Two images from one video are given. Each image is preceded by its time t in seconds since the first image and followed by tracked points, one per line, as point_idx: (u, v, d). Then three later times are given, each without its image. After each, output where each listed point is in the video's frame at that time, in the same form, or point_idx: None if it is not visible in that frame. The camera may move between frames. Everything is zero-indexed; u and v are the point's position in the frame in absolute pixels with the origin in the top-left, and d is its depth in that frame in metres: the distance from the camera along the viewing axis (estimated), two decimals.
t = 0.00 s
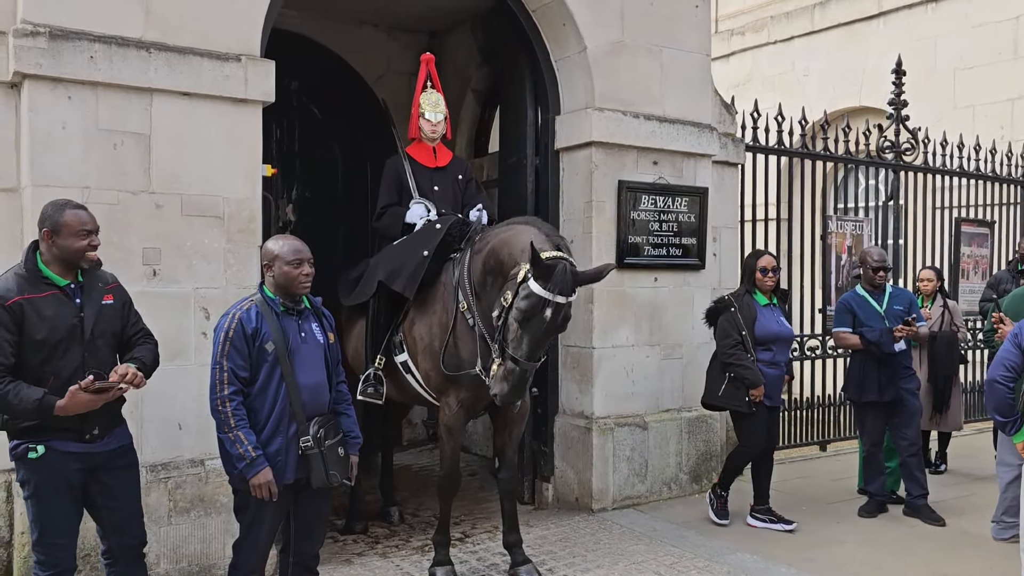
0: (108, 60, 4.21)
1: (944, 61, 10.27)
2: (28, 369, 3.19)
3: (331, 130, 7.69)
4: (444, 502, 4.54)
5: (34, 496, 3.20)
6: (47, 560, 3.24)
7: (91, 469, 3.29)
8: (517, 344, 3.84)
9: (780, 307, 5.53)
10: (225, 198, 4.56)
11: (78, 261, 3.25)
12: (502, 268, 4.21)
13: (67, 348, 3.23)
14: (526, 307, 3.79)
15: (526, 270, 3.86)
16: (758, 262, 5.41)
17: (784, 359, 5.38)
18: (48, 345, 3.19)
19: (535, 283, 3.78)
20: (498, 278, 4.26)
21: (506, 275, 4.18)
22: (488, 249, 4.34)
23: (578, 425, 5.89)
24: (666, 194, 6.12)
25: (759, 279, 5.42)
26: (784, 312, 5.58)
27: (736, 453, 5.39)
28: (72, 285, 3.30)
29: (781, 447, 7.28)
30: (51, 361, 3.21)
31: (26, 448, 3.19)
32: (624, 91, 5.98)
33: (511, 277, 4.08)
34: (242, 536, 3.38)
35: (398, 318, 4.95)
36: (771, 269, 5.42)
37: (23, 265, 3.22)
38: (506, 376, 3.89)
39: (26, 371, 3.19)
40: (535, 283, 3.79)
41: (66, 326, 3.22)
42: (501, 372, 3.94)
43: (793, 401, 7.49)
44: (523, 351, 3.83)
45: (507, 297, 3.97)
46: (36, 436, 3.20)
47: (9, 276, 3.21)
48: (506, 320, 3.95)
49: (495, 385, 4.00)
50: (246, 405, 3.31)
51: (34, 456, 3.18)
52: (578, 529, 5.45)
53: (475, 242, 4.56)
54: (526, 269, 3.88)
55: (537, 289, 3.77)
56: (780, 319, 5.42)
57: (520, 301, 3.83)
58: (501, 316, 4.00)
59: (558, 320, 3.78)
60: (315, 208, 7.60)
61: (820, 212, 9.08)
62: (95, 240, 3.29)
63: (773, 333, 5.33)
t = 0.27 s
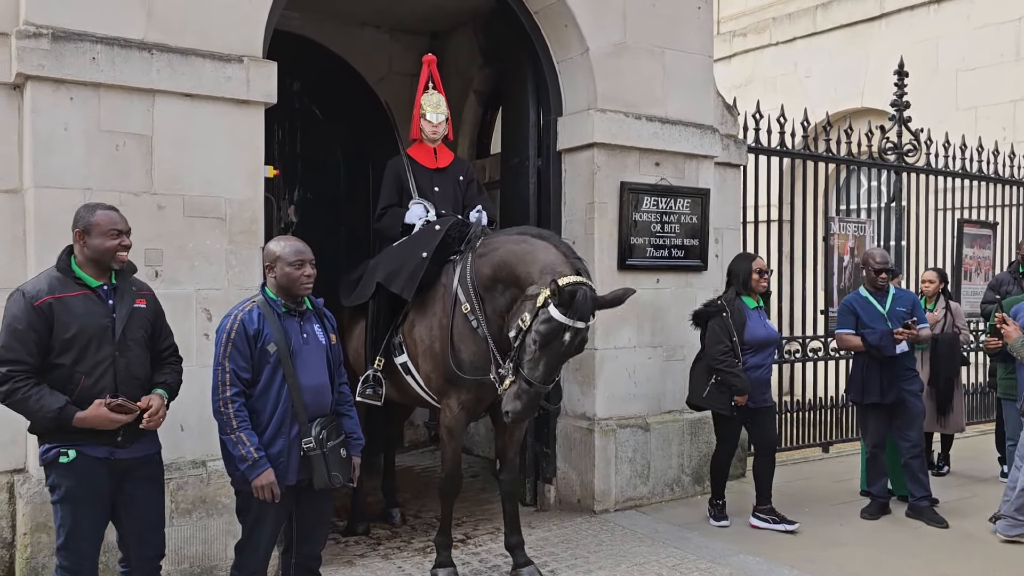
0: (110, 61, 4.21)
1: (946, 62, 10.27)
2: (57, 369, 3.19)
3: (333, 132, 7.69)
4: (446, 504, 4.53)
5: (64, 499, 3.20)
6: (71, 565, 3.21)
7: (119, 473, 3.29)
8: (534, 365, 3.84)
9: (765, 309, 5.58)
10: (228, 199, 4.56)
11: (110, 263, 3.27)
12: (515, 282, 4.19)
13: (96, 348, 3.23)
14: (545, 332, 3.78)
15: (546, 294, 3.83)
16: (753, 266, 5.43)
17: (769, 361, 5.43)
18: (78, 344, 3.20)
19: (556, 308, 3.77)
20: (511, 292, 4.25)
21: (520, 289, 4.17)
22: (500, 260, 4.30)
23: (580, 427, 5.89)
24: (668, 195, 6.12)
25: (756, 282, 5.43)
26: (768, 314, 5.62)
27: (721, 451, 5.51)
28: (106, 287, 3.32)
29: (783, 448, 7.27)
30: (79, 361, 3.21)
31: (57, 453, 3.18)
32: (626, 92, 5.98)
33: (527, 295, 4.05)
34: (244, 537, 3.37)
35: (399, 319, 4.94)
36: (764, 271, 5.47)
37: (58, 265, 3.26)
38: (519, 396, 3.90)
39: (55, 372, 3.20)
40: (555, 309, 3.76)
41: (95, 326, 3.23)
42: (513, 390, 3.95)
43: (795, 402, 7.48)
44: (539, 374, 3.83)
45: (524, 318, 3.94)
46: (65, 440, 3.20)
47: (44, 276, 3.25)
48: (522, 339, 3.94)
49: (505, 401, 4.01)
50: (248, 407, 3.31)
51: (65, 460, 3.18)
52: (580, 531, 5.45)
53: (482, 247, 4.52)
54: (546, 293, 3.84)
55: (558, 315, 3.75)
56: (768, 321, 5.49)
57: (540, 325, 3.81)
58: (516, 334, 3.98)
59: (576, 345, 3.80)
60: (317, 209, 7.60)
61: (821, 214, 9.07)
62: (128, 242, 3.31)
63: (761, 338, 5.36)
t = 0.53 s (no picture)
0: (110, 62, 4.21)
1: (948, 63, 10.26)
2: (88, 370, 3.14)
3: (333, 132, 7.67)
4: (446, 505, 4.53)
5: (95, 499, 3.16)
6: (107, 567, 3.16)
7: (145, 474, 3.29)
8: (547, 378, 3.82)
9: (758, 308, 5.58)
10: (228, 200, 4.56)
11: (143, 263, 3.25)
12: (527, 291, 4.16)
13: (131, 349, 3.21)
14: (564, 351, 3.78)
15: (573, 312, 3.80)
16: (741, 266, 5.43)
17: (759, 359, 5.44)
18: (112, 345, 3.17)
19: (581, 327, 3.76)
20: (521, 301, 4.20)
21: (532, 299, 4.14)
22: (515, 268, 4.25)
23: (580, 428, 5.88)
24: (669, 196, 6.11)
25: (742, 282, 5.43)
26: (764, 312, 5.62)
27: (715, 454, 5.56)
28: (136, 290, 3.30)
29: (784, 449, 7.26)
30: (114, 363, 3.17)
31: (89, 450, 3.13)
32: (627, 93, 5.97)
33: (542, 307, 4.02)
34: (244, 538, 3.37)
35: (398, 320, 4.93)
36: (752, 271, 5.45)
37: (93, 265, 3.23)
38: (523, 403, 3.84)
39: (85, 373, 3.15)
40: (580, 327, 3.76)
41: (130, 328, 3.22)
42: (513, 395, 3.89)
43: (796, 403, 7.47)
44: (551, 388, 3.83)
45: (540, 330, 3.88)
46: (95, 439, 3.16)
47: (77, 276, 3.20)
48: (533, 351, 3.86)
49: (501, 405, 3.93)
50: (248, 407, 3.31)
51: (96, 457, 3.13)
52: (580, 532, 5.44)
53: (491, 250, 4.46)
54: (572, 310, 3.81)
55: (582, 335, 3.75)
56: (756, 320, 5.49)
57: (560, 341, 3.79)
58: (526, 344, 3.90)
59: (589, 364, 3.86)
60: (318, 210, 7.58)
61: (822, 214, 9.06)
62: (157, 243, 3.29)
63: (747, 338, 5.38)
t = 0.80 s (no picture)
0: (109, 62, 4.20)
1: (948, 63, 10.25)
2: (108, 371, 3.08)
3: (333, 132, 7.68)
4: (446, 506, 4.52)
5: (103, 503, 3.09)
6: (124, 571, 3.10)
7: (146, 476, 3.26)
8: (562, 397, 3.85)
9: (760, 306, 5.57)
10: (227, 200, 4.55)
11: (158, 263, 3.20)
12: (533, 301, 4.17)
13: (152, 351, 3.16)
14: (576, 369, 3.80)
15: (576, 332, 3.83)
16: (732, 263, 5.44)
17: (760, 359, 5.41)
18: (135, 347, 3.12)
19: (587, 347, 3.78)
20: (529, 311, 4.21)
21: (539, 310, 4.14)
22: (518, 276, 4.24)
23: (580, 429, 5.87)
24: (669, 196, 6.10)
25: (735, 279, 5.43)
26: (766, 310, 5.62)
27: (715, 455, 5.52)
28: (151, 291, 3.24)
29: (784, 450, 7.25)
30: (136, 364, 3.12)
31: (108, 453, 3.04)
32: (626, 94, 5.96)
33: (551, 324, 4.03)
34: (243, 540, 3.36)
35: (397, 320, 4.91)
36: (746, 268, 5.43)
37: (108, 264, 3.15)
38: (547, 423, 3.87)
39: (105, 373, 3.07)
40: (587, 347, 3.78)
41: (152, 329, 3.17)
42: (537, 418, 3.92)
43: (797, 403, 7.45)
44: (569, 405, 3.85)
45: (550, 352, 3.91)
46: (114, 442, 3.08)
47: (93, 275, 3.11)
48: (547, 373, 3.90)
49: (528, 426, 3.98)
50: (247, 408, 3.30)
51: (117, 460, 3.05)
52: (580, 533, 5.43)
53: (494, 254, 4.45)
54: (576, 330, 3.84)
55: (589, 354, 3.78)
56: (756, 318, 5.47)
57: (569, 362, 3.82)
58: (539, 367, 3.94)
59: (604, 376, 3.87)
60: (318, 211, 7.57)
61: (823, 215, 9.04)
62: (169, 243, 3.23)
63: (745, 334, 5.36)
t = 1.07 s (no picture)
0: (107, 63, 4.20)
1: (948, 64, 10.24)
2: (120, 373, 3.06)
3: (332, 133, 7.67)
4: (445, 507, 4.52)
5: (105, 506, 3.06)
6: None
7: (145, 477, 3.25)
8: (587, 394, 3.88)
9: (762, 308, 5.58)
10: (225, 201, 4.54)
11: (158, 260, 3.18)
12: (542, 301, 4.24)
13: (163, 351, 3.17)
14: (593, 360, 3.88)
15: (586, 322, 3.91)
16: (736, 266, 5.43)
17: (766, 358, 5.43)
18: (147, 348, 3.12)
19: (600, 335, 3.87)
20: (537, 311, 4.28)
21: (549, 310, 4.21)
22: (522, 278, 4.30)
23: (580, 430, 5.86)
24: (668, 197, 6.09)
25: (740, 282, 5.43)
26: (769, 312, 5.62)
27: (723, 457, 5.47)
28: (152, 289, 3.22)
29: (783, 450, 7.24)
30: (147, 364, 3.12)
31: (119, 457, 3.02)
32: (626, 94, 5.96)
33: (564, 321, 4.10)
34: (241, 541, 3.35)
35: (397, 321, 4.90)
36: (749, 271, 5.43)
37: (110, 264, 3.10)
38: (581, 426, 3.89)
39: (116, 375, 3.06)
40: (600, 335, 3.87)
41: (161, 329, 3.17)
42: (570, 424, 3.94)
43: (796, 404, 7.44)
44: (595, 401, 3.87)
45: (566, 351, 3.98)
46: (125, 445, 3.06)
47: (98, 276, 3.06)
48: (567, 373, 3.96)
49: (563, 436, 3.98)
50: (245, 409, 3.29)
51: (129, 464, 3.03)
52: (580, 534, 5.43)
53: (494, 257, 4.49)
54: (585, 321, 3.92)
55: (603, 340, 3.87)
56: (761, 319, 5.49)
57: (586, 354, 3.90)
58: (558, 370, 4.00)
59: (623, 365, 3.93)
60: (317, 211, 7.58)
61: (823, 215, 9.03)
62: (167, 241, 3.22)
63: (751, 335, 5.38)
